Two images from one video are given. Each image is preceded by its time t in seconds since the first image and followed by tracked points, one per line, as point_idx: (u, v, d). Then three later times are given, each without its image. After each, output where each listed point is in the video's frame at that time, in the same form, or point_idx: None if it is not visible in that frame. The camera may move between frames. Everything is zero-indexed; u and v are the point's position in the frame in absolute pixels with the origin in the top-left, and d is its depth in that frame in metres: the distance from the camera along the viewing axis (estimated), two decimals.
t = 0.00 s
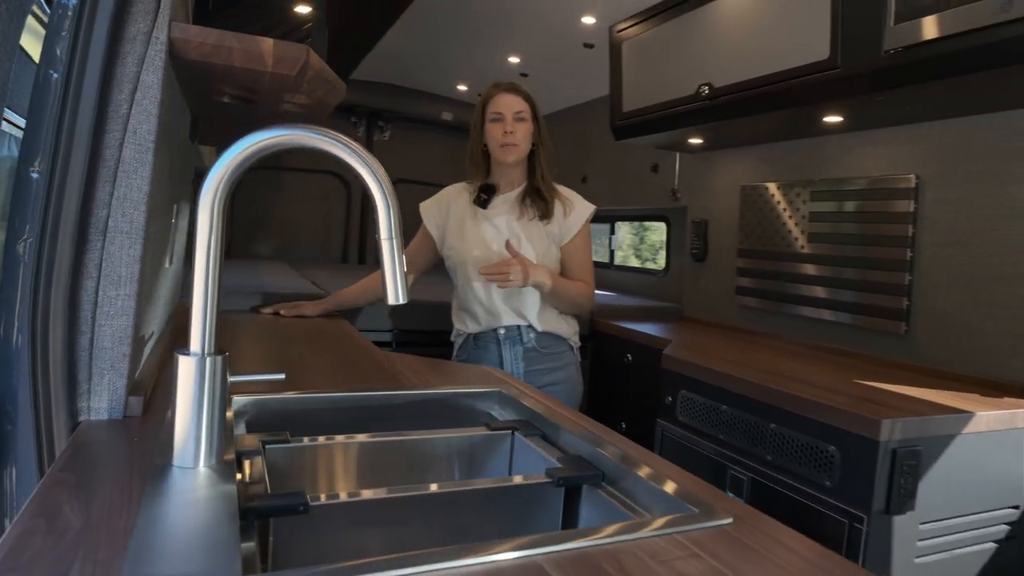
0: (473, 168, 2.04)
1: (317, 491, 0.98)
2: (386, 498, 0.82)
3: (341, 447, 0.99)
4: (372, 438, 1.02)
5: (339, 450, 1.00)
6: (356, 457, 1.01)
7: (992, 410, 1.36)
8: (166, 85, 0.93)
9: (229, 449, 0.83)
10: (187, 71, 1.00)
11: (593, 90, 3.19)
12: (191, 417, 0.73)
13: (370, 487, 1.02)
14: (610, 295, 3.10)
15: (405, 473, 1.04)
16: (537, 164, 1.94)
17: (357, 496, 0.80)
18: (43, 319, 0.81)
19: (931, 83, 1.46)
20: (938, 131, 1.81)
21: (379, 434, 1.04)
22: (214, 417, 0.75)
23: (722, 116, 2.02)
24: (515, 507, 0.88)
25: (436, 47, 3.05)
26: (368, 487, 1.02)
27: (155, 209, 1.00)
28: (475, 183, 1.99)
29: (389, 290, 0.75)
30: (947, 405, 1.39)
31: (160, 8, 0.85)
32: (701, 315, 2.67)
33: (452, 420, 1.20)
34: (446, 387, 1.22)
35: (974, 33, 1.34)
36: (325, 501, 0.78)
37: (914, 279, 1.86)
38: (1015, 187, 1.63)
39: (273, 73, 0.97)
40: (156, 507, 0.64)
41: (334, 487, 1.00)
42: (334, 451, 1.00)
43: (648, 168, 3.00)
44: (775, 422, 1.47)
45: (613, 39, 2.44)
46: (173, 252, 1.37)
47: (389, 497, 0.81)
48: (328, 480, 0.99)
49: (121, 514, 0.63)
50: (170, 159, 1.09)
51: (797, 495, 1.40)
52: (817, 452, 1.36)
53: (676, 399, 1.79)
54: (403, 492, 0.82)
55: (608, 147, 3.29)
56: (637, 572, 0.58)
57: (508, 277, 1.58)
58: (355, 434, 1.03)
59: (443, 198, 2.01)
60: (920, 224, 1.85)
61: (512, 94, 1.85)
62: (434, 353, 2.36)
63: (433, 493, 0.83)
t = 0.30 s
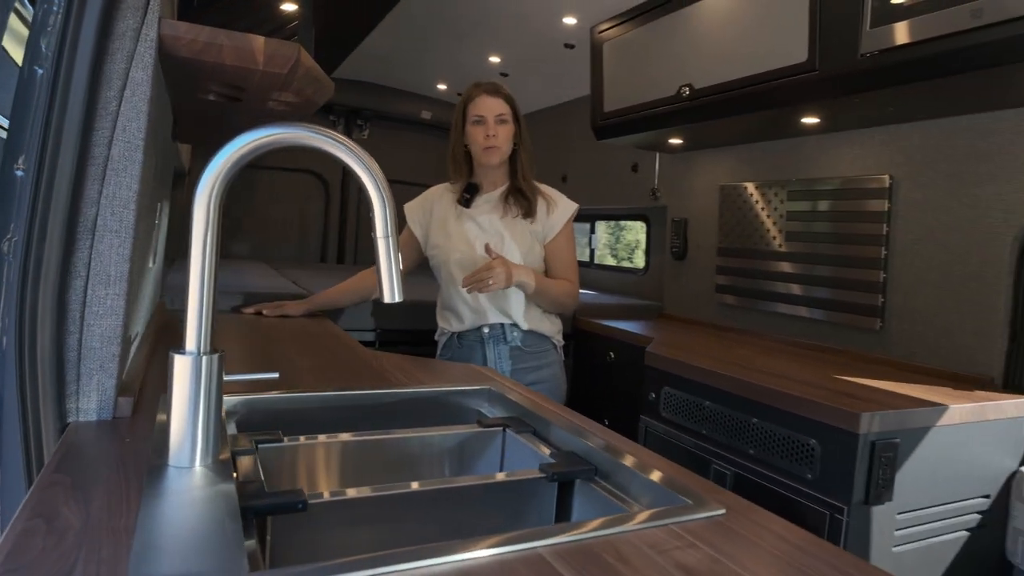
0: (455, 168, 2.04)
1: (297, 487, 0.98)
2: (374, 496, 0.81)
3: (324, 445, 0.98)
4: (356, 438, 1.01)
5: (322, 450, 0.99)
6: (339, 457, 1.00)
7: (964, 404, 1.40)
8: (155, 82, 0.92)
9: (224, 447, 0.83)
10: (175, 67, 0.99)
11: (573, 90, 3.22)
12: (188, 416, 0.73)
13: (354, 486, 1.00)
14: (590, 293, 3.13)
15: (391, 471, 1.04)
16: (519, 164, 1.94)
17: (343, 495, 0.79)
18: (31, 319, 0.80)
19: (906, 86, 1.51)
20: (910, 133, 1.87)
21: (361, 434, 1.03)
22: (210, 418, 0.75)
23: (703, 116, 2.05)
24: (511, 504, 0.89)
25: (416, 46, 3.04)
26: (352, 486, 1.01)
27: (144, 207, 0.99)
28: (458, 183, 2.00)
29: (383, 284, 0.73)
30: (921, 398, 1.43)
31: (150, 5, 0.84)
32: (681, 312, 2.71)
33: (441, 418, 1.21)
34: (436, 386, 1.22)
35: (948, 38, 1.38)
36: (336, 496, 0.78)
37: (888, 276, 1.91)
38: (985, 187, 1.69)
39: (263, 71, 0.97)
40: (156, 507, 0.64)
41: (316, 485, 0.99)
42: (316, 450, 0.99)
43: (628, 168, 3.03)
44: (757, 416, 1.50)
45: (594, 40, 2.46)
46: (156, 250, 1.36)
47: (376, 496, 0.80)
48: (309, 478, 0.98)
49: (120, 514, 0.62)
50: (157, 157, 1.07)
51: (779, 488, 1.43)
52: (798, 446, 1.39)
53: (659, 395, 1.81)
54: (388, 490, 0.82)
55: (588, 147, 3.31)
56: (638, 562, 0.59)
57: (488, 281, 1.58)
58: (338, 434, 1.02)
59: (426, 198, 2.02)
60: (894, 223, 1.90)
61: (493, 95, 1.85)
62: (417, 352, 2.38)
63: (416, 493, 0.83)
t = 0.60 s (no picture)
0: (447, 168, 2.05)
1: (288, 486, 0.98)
2: (367, 496, 0.81)
3: (315, 445, 0.99)
4: (347, 437, 1.01)
5: (313, 450, 0.99)
6: (330, 456, 1.00)
7: (949, 400, 1.44)
8: (155, 82, 0.92)
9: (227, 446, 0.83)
10: (173, 67, 0.99)
11: (563, 90, 3.23)
12: (192, 417, 0.74)
13: (347, 486, 1.00)
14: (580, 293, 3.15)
15: (386, 470, 1.04)
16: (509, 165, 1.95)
17: (340, 493, 0.80)
18: (32, 318, 0.80)
19: (892, 89, 1.54)
20: (895, 134, 1.90)
21: (350, 433, 1.03)
22: (215, 418, 0.75)
23: (693, 117, 2.07)
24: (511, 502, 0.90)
25: (406, 46, 3.05)
26: (344, 485, 1.01)
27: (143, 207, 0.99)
28: (449, 183, 2.00)
29: (386, 286, 0.73)
30: (907, 395, 1.46)
31: (150, 5, 0.84)
32: (670, 312, 2.74)
33: (438, 417, 1.21)
34: (433, 385, 1.23)
35: (932, 42, 1.41)
36: (329, 495, 0.79)
37: (873, 276, 1.95)
38: (968, 188, 1.73)
39: (261, 71, 0.97)
40: (165, 505, 0.65)
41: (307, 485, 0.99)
42: (308, 450, 0.99)
43: (617, 168, 3.05)
44: (747, 413, 1.53)
45: (584, 41, 2.48)
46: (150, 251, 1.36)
47: (368, 495, 0.80)
48: (300, 478, 0.98)
49: (130, 513, 0.63)
50: (154, 156, 1.07)
51: (769, 484, 1.46)
52: (788, 442, 1.42)
53: (651, 394, 1.84)
54: (378, 490, 0.82)
55: (577, 148, 3.33)
56: (642, 554, 0.61)
57: (478, 288, 1.58)
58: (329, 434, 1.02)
59: (418, 199, 2.03)
60: (879, 223, 1.94)
61: (487, 94, 1.86)
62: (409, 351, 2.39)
63: (406, 492, 0.83)
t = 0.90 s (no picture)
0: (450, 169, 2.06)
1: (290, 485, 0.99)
2: (367, 496, 0.82)
3: (315, 445, 1.00)
4: (347, 437, 1.02)
5: (312, 450, 1.00)
6: (331, 457, 1.01)
7: (945, 398, 1.46)
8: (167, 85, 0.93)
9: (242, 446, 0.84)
10: (185, 71, 1.00)
11: (561, 91, 3.25)
12: (210, 417, 0.75)
13: (348, 486, 1.01)
14: (579, 293, 3.17)
15: (392, 470, 1.05)
16: (512, 166, 1.96)
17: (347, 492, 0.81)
18: (49, 320, 0.81)
19: (889, 93, 1.56)
20: (891, 137, 1.93)
21: (352, 434, 1.04)
22: (233, 418, 0.77)
23: (691, 119, 2.09)
24: (521, 500, 0.91)
25: (405, 48, 3.06)
26: (346, 485, 1.02)
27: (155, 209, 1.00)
28: (450, 183, 2.02)
29: (400, 288, 0.74)
30: (904, 393, 1.48)
31: (165, 10, 0.85)
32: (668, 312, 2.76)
33: (444, 417, 1.23)
34: (439, 385, 1.24)
35: (930, 47, 1.43)
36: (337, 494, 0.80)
37: (870, 276, 1.97)
38: (962, 190, 1.75)
39: (273, 76, 0.99)
40: (187, 504, 0.66)
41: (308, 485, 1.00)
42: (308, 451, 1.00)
43: (615, 169, 3.08)
44: (747, 412, 1.55)
45: (583, 44, 2.50)
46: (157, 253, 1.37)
47: (369, 495, 0.82)
48: (300, 478, 1.00)
49: (152, 511, 0.64)
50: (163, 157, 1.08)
51: (770, 482, 1.48)
52: (788, 441, 1.44)
53: (651, 393, 1.86)
54: (380, 490, 0.83)
55: (575, 149, 3.35)
56: (656, 549, 0.62)
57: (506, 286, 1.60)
58: (330, 435, 1.04)
59: (418, 199, 2.03)
60: (876, 224, 1.96)
61: (493, 95, 1.88)
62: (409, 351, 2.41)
63: (399, 492, 0.83)
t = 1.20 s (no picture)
0: (447, 169, 2.07)
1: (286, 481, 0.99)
2: (362, 492, 0.82)
3: (311, 441, 1.00)
4: (344, 434, 1.03)
5: (308, 447, 1.00)
6: (327, 453, 1.02)
7: (935, 393, 1.48)
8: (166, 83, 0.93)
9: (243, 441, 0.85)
10: (183, 69, 1.00)
11: (554, 90, 3.26)
12: (212, 412, 0.75)
13: (346, 481, 1.02)
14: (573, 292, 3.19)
15: (391, 466, 1.06)
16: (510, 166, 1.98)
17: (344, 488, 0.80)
18: (50, 317, 0.81)
19: (880, 92, 1.58)
20: (882, 136, 1.95)
21: (350, 431, 1.05)
22: (235, 413, 0.77)
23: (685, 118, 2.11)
24: (520, 494, 0.92)
25: (399, 46, 3.06)
26: (344, 481, 1.03)
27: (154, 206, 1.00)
28: (447, 183, 2.02)
29: (401, 283, 0.75)
30: (895, 388, 1.50)
31: (165, 8, 0.85)
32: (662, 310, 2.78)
33: (441, 413, 1.24)
34: (436, 381, 1.25)
35: (920, 47, 1.45)
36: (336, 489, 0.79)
37: (861, 274, 1.99)
38: (952, 188, 1.77)
39: (271, 74, 0.99)
40: (190, 498, 0.67)
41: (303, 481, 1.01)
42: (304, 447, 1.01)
43: (608, 168, 3.09)
44: (741, 408, 1.57)
45: (577, 43, 2.51)
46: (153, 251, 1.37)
47: (365, 490, 0.81)
48: (296, 474, 1.00)
49: (156, 506, 0.65)
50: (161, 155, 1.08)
51: (764, 477, 1.50)
52: (781, 436, 1.46)
53: (646, 390, 1.87)
54: (375, 484, 0.83)
55: (569, 148, 3.37)
56: (655, 539, 0.63)
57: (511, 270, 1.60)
58: (325, 431, 1.04)
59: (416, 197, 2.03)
60: (867, 222, 1.98)
61: (489, 97, 1.89)
62: (404, 349, 2.42)
63: (394, 486, 0.83)
